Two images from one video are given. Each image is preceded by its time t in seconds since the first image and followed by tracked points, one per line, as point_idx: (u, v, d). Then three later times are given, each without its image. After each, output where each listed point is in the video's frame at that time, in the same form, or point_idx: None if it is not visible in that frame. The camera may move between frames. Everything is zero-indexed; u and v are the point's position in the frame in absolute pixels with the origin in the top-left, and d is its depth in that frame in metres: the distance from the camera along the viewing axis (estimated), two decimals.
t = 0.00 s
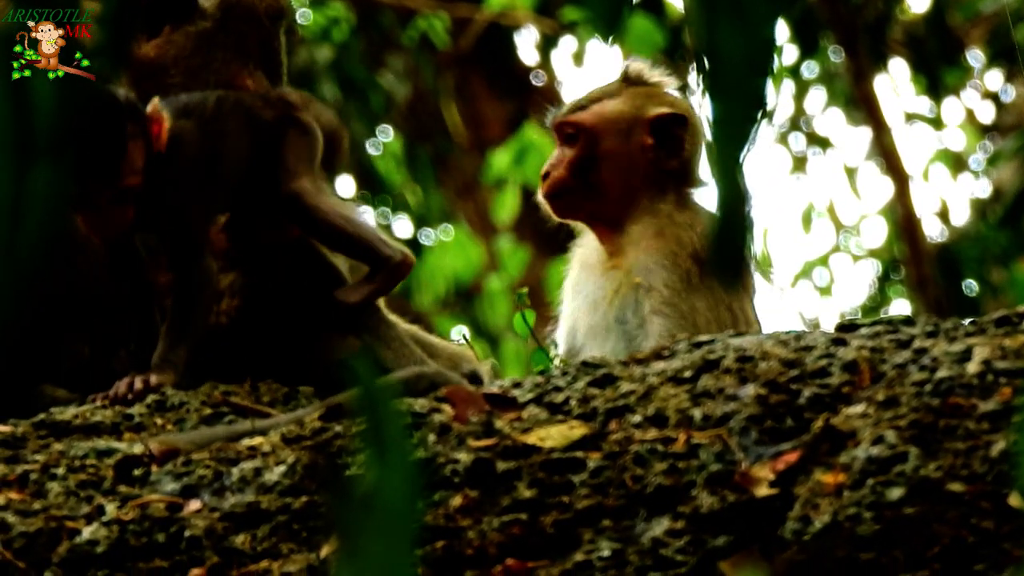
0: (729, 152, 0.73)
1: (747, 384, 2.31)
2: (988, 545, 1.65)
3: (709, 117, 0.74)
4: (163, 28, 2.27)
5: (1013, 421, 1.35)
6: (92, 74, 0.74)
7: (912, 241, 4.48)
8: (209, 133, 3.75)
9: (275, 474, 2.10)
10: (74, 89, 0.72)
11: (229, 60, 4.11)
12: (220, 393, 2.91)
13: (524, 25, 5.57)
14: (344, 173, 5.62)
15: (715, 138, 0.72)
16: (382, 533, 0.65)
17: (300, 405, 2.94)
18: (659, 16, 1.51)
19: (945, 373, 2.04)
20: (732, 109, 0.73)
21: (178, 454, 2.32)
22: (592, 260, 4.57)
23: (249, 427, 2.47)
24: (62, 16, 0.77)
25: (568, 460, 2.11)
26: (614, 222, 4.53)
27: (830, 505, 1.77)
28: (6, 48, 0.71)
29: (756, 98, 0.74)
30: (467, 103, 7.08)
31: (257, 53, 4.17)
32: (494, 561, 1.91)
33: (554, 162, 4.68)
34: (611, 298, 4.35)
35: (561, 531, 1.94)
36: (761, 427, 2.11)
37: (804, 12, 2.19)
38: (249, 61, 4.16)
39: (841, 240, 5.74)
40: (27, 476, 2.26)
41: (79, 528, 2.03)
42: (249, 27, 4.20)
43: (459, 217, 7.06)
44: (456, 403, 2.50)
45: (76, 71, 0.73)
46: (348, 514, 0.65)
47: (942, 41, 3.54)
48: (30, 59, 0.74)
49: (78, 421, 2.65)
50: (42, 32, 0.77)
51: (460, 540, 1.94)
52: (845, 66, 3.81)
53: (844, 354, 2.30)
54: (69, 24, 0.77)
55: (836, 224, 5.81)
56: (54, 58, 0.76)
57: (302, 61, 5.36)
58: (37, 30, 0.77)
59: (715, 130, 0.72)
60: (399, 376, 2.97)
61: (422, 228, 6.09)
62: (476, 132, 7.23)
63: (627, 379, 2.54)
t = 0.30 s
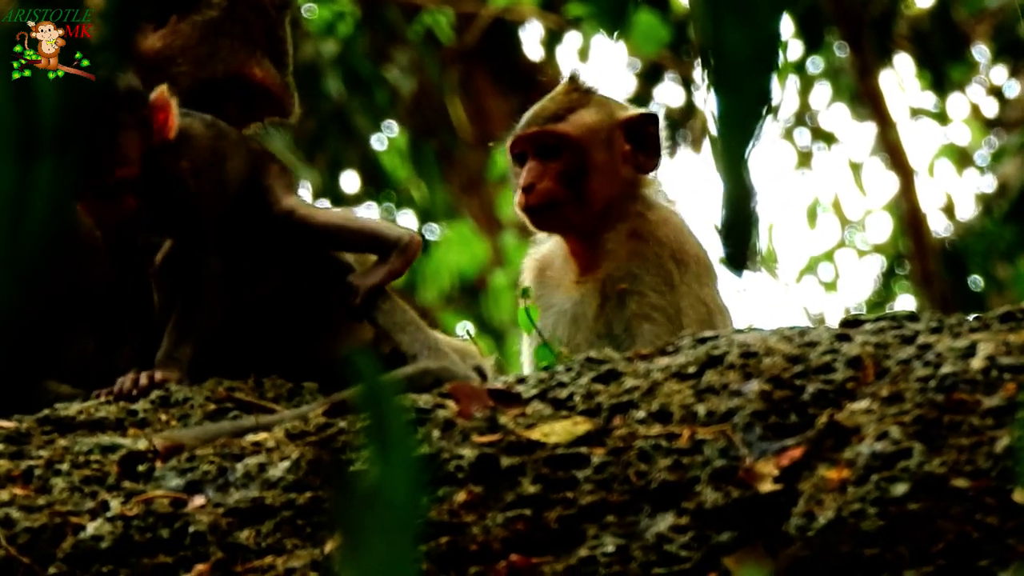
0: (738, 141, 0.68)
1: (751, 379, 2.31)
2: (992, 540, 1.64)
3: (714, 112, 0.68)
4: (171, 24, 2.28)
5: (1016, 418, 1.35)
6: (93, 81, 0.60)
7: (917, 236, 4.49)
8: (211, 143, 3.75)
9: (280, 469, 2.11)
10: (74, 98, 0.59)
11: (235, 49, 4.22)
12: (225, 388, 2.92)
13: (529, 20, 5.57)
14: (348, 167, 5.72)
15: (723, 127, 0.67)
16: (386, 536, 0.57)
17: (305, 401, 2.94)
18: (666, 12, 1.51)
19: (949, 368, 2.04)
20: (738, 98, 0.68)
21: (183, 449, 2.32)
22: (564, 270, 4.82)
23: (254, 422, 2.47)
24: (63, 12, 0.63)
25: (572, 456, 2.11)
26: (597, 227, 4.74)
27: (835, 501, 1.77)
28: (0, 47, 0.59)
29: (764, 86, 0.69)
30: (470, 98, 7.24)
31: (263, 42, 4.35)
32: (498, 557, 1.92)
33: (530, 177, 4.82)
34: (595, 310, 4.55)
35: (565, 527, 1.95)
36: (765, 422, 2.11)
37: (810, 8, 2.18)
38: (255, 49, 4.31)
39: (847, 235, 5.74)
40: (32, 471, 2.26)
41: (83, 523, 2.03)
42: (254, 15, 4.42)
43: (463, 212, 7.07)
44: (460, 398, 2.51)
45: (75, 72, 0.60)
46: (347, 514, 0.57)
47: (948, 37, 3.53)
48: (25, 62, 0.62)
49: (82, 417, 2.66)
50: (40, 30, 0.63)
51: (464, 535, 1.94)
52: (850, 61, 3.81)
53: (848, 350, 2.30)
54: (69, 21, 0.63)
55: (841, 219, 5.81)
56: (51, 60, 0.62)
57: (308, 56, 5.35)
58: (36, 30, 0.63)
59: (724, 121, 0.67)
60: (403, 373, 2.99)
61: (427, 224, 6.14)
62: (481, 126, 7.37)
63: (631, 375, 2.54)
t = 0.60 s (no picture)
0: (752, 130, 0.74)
1: (769, 374, 2.30)
2: (1012, 537, 1.62)
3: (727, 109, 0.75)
4: (191, 21, 2.25)
5: None
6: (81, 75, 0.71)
7: (941, 231, 4.45)
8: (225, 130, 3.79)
9: (298, 464, 2.11)
10: (76, 87, 0.69)
11: (259, 50, 4.22)
12: (244, 383, 2.93)
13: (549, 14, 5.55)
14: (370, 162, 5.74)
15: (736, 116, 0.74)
16: (397, 527, 0.61)
17: (324, 395, 2.94)
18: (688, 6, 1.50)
19: (968, 363, 2.02)
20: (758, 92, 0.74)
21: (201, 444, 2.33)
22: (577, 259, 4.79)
23: (272, 417, 2.48)
24: (60, 15, 0.74)
25: (589, 450, 2.11)
26: (607, 215, 4.74)
27: (853, 496, 1.76)
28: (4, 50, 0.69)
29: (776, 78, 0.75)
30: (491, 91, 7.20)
31: (284, 44, 4.33)
32: (516, 551, 1.92)
33: (538, 162, 4.88)
34: (610, 302, 4.48)
35: (583, 522, 1.95)
36: (783, 417, 2.10)
37: None
38: (277, 51, 4.30)
39: (869, 229, 5.71)
40: (50, 465, 2.27)
41: (102, 517, 2.04)
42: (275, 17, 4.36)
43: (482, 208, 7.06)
44: (478, 393, 2.51)
45: (75, 70, 0.71)
46: (360, 502, 0.61)
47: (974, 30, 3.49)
48: (29, 58, 0.72)
49: (101, 412, 2.67)
50: (40, 30, 0.74)
51: (482, 530, 1.95)
52: (873, 55, 3.78)
53: (867, 345, 2.29)
54: (68, 24, 0.75)
55: (863, 213, 5.78)
56: (51, 59, 0.73)
57: (327, 51, 5.35)
58: (38, 30, 0.74)
59: (738, 113, 0.74)
60: (422, 369, 2.99)
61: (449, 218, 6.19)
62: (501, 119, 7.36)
63: (650, 369, 2.54)
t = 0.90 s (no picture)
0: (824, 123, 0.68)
1: (822, 365, 2.28)
2: None
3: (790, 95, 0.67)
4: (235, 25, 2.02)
5: None
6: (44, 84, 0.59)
7: (993, 222, 4.39)
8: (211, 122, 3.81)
9: (351, 456, 2.12)
10: (77, 93, 0.58)
11: (314, 46, 4.26)
12: (295, 373, 2.98)
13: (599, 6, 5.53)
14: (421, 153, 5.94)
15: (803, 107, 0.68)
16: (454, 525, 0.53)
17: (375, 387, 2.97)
18: None
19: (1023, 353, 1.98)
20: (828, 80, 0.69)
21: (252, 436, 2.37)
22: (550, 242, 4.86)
23: (324, 408, 2.50)
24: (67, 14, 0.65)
25: (641, 442, 2.11)
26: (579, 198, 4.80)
27: (907, 487, 1.73)
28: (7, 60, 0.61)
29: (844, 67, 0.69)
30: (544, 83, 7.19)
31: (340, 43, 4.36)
32: (570, 543, 1.91)
33: (509, 146, 4.98)
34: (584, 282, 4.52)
35: (637, 513, 1.94)
36: (837, 407, 2.08)
37: None
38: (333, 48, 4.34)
39: (921, 220, 5.63)
40: (103, 458, 2.32)
41: (154, 510, 2.07)
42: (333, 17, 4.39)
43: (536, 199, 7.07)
44: (531, 383, 2.52)
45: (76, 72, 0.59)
46: (414, 493, 0.54)
47: None
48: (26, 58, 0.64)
49: (153, 404, 2.74)
50: (41, 29, 0.65)
51: (535, 521, 1.95)
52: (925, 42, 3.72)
53: (920, 335, 2.26)
54: (70, 21, 0.65)
55: (915, 204, 5.71)
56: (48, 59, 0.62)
57: (379, 45, 5.38)
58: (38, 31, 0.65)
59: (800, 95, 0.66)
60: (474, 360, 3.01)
61: (500, 209, 6.39)
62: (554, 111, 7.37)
63: (702, 360, 2.52)
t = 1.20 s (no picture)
0: (842, 119, 0.64)
1: (858, 357, 2.26)
2: None
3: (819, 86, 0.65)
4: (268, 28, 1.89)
5: None
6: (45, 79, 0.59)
7: None
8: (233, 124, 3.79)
9: (387, 448, 2.13)
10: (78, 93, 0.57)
11: (346, 36, 4.62)
12: (332, 366, 3.03)
13: None
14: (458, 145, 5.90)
15: (828, 101, 0.64)
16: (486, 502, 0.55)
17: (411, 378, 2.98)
18: None
19: None
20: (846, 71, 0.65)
21: (288, 428, 2.39)
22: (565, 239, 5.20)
23: (360, 400, 2.51)
24: (70, 13, 0.59)
25: (677, 434, 2.11)
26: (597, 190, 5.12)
27: (943, 479, 1.72)
28: None
29: (867, 61, 0.65)
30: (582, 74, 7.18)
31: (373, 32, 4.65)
32: (605, 535, 1.91)
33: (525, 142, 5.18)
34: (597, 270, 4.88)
35: (673, 505, 1.94)
36: (873, 400, 2.07)
37: None
38: (365, 37, 4.64)
39: (959, 212, 5.54)
40: (139, 449, 2.35)
41: (190, 501, 2.10)
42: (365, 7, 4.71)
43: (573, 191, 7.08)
44: (567, 375, 2.53)
45: (74, 71, 0.58)
46: (446, 489, 0.55)
47: None
48: (25, 63, 0.59)
49: (189, 396, 2.78)
50: (41, 32, 0.59)
51: (571, 513, 1.94)
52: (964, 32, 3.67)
53: (956, 327, 2.23)
54: (74, 22, 0.59)
55: (952, 195, 5.62)
56: (52, 60, 0.59)
57: (416, 36, 5.60)
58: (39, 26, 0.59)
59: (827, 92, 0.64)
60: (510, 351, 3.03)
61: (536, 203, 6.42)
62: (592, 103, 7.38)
63: (739, 352, 2.51)
